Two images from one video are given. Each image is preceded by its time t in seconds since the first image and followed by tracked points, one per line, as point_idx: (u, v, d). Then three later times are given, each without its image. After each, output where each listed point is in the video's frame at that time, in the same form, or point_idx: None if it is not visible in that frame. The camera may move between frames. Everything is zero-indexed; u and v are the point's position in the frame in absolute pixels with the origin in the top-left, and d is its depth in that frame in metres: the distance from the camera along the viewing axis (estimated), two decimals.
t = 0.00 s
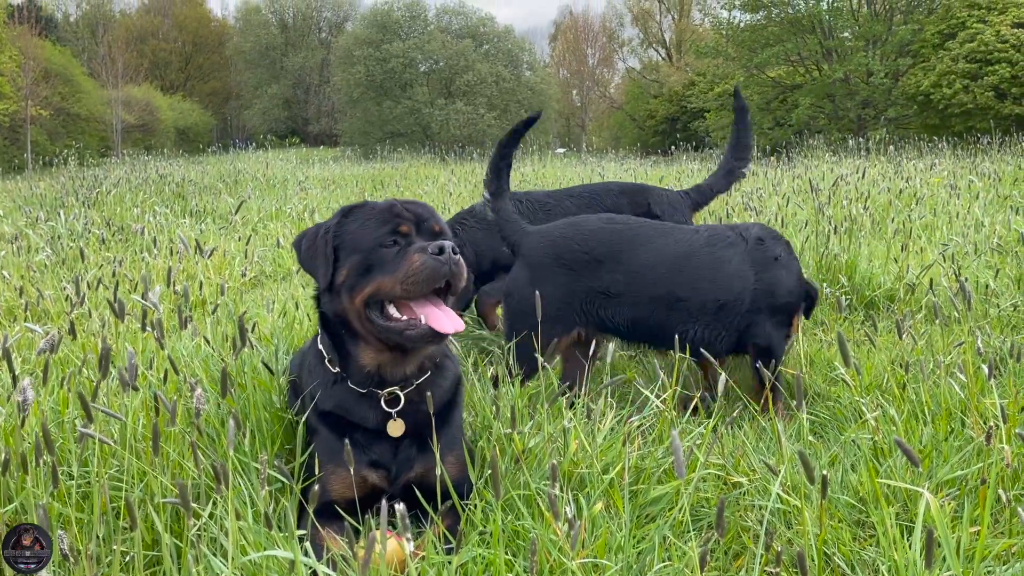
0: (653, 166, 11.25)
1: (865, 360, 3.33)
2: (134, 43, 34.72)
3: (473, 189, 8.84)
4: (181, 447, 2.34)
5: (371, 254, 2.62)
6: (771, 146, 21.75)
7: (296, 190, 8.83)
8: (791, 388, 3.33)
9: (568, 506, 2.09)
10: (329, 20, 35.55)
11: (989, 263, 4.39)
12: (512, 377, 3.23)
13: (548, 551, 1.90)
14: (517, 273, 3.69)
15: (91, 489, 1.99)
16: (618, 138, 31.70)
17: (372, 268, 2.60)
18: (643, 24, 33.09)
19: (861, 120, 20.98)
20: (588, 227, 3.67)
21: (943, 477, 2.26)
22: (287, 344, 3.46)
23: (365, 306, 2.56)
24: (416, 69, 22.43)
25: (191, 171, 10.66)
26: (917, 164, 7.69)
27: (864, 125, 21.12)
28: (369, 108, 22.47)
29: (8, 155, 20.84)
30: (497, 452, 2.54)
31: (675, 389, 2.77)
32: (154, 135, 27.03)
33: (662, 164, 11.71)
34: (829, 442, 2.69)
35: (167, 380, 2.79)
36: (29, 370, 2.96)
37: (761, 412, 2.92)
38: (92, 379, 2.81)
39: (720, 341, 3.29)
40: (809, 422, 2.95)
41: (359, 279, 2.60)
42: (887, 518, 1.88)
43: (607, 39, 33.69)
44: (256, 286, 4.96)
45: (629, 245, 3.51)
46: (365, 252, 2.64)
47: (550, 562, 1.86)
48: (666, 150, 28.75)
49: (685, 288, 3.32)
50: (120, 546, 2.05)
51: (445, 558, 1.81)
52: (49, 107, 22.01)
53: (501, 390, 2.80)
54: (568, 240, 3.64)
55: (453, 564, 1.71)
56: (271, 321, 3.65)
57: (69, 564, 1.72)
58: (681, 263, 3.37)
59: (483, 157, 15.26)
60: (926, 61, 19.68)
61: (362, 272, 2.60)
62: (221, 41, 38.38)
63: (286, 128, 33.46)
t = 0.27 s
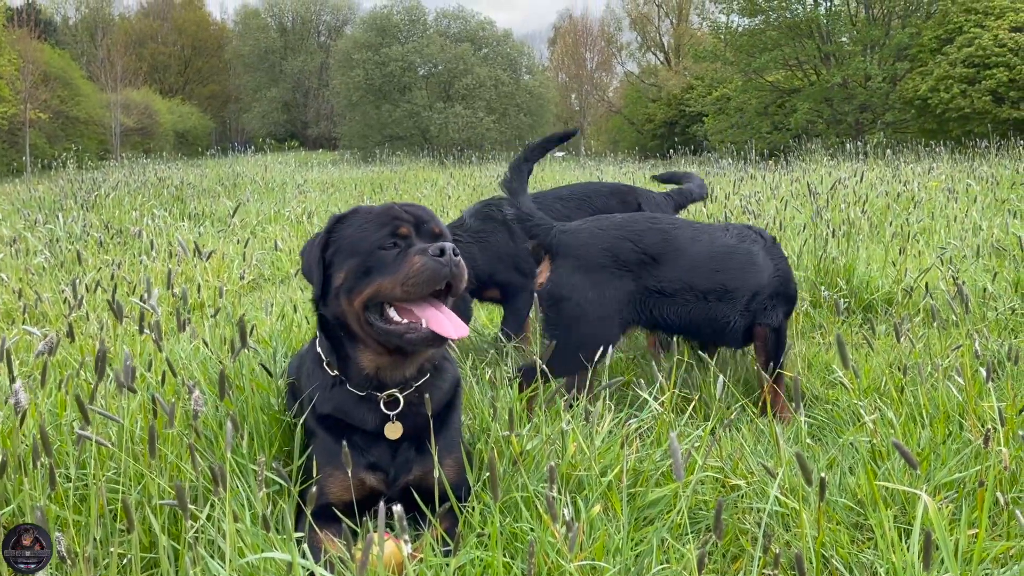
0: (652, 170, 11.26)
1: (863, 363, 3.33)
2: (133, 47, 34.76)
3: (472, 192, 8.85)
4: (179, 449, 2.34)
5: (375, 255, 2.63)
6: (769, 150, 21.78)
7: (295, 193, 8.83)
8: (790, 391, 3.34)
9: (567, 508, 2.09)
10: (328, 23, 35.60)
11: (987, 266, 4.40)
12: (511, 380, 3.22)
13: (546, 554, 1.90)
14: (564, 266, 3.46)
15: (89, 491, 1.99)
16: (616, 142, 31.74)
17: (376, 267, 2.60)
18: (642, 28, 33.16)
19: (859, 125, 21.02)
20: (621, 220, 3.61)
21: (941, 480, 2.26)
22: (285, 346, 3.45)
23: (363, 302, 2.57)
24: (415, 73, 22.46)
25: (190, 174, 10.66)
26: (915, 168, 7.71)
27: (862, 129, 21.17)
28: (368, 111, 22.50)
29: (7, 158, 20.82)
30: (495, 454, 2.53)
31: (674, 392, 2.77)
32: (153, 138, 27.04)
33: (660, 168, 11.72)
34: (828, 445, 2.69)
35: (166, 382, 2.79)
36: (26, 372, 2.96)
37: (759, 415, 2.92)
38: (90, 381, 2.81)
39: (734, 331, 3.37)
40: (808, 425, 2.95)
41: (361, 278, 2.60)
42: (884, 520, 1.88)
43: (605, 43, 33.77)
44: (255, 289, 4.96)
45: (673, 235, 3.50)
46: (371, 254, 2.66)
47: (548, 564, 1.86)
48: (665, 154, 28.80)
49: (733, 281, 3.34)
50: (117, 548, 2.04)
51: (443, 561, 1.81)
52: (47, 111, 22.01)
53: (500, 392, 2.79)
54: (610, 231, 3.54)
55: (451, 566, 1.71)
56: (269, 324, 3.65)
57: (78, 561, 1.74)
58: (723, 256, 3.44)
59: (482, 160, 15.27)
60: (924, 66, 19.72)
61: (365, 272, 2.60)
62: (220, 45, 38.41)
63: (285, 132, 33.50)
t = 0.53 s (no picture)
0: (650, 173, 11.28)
1: (860, 366, 3.33)
2: (131, 49, 34.74)
3: (470, 195, 8.85)
4: (174, 452, 2.33)
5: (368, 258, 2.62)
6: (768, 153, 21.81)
7: (293, 196, 8.83)
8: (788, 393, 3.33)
9: (564, 511, 2.08)
10: (326, 26, 35.62)
11: (984, 269, 4.40)
12: (508, 383, 3.22)
13: (543, 556, 1.89)
14: (617, 264, 3.48)
15: (83, 494, 1.98)
16: (615, 145, 31.79)
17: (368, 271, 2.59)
18: (640, 31, 33.22)
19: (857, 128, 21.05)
20: (645, 214, 3.74)
21: (939, 482, 2.25)
22: (282, 348, 3.45)
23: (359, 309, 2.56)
24: (414, 76, 22.47)
25: (188, 176, 10.65)
26: (913, 171, 7.72)
27: (860, 133, 21.20)
28: (367, 114, 22.51)
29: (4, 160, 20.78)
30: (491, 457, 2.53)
31: (671, 395, 2.76)
32: (151, 140, 27.02)
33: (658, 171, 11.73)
34: (825, 448, 2.69)
35: (161, 384, 2.78)
36: (22, 375, 2.95)
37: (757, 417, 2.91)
38: (86, 384, 2.80)
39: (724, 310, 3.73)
40: (806, 427, 2.95)
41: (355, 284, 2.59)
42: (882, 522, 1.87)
43: (604, 47, 33.84)
44: (252, 292, 4.95)
45: (686, 222, 3.76)
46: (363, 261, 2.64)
47: (545, 567, 1.85)
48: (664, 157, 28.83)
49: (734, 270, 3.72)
50: (112, 551, 2.03)
51: (439, 563, 1.80)
52: (46, 113, 21.98)
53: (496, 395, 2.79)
54: (644, 225, 3.66)
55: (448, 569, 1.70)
56: (266, 326, 3.65)
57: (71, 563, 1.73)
58: (724, 245, 3.80)
59: (481, 163, 15.28)
60: (922, 69, 19.76)
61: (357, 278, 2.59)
62: (219, 47, 38.39)
63: (283, 134, 33.52)
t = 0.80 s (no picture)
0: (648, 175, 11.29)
1: (858, 367, 3.33)
2: (129, 51, 34.71)
3: (468, 197, 8.85)
4: (169, 452, 2.33)
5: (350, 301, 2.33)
6: (765, 156, 21.84)
7: (290, 198, 8.83)
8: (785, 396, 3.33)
9: (560, 513, 2.07)
10: (325, 28, 35.62)
11: (982, 271, 4.41)
12: (504, 384, 3.22)
13: (539, 558, 1.88)
14: (674, 259, 3.55)
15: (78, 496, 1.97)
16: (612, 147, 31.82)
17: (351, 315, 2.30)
18: (638, 33, 33.26)
19: (854, 130, 21.09)
20: (694, 217, 3.93)
21: (936, 484, 2.25)
22: (278, 349, 3.44)
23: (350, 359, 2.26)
24: (412, 78, 22.47)
25: (185, 178, 10.64)
26: (910, 173, 7.73)
27: (858, 135, 21.24)
28: (365, 116, 22.51)
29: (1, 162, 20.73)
30: (489, 458, 2.53)
31: (668, 396, 2.76)
32: (149, 142, 26.98)
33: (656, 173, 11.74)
34: (823, 450, 2.68)
35: (158, 386, 2.77)
36: (17, 376, 2.94)
37: (754, 419, 2.91)
38: (81, 385, 2.79)
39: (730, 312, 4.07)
40: (803, 429, 2.94)
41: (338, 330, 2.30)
42: (879, 524, 1.87)
43: (602, 49, 33.89)
44: (249, 293, 4.94)
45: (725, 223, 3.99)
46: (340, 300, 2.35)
47: (540, 568, 1.84)
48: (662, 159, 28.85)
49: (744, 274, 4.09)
50: (106, 554, 2.03)
51: (435, 566, 1.80)
52: (43, 115, 21.91)
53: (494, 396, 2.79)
54: (698, 228, 3.82)
55: (444, 570, 1.69)
56: (263, 328, 3.64)
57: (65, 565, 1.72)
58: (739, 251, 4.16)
59: (478, 165, 15.28)
60: (919, 72, 19.81)
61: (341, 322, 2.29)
62: (217, 49, 38.37)
63: (281, 136, 33.56)
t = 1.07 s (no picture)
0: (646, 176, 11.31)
1: (855, 369, 3.33)
2: (128, 52, 34.71)
3: (466, 198, 8.86)
4: (167, 455, 2.33)
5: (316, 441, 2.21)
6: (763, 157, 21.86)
7: (289, 199, 8.84)
8: (783, 398, 3.33)
9: (558, 515, 2.08)
10: (323, 29, 35.63)
11: (979, 273, 4.42)
12: (502, 386, 3.22)
13: (536, 561, 1.89)
14: (717, 244, 3.70)
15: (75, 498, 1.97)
16: (611, 149, 31.84)
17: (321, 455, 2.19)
18: (636, 35, 33.28)
19: (852, 131, 21.10)
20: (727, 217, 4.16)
21: (934, 486, 2.25)
22: (276, 351, 3.45)
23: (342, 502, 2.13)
24: (410, 79, 22.48)
25: (184, 179, 10.64)
26: (907, 175, 7.74)
27: (856, 136, 21.28)
28: (363, 117, 22.53)
29: None
30: (487, 460, 2.53)
31: (666, 398, 2.76)
32: (147, 143, 26.96)
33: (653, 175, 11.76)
34: (820, 451, 2.69)
35: (155, 387, 2.77)
36: (14, 378, 2.94)
37: (752, 421, 2.91)
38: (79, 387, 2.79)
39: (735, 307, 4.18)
40: (800, 432, 2.94)
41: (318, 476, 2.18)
42: (876, 527, 1.87)
43: (600, 51, 33.94)
44: (247, 295, 4.95)
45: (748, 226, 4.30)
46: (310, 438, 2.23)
47: (538, 571, 1.85)
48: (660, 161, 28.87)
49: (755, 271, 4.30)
50: (104, 556, 2.02)
51: (432, 568, 1.80)
52: (42, 115, 21.89)
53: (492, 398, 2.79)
54: (730, 225, 4.04)
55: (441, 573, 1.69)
56: (260, 330, 3.64)
57: (62, 567, 1.72)
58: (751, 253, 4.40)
59: (476, 166, 15.29)
60: (917, 74, 19.86)
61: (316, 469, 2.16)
62: (215, 50, 38.36)
63: (280, 137, 33.57)
